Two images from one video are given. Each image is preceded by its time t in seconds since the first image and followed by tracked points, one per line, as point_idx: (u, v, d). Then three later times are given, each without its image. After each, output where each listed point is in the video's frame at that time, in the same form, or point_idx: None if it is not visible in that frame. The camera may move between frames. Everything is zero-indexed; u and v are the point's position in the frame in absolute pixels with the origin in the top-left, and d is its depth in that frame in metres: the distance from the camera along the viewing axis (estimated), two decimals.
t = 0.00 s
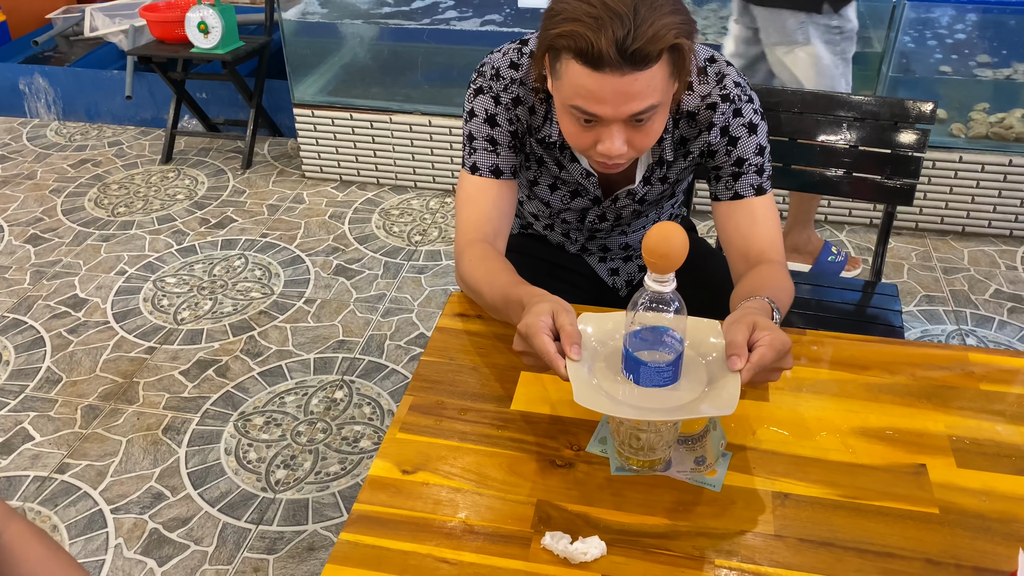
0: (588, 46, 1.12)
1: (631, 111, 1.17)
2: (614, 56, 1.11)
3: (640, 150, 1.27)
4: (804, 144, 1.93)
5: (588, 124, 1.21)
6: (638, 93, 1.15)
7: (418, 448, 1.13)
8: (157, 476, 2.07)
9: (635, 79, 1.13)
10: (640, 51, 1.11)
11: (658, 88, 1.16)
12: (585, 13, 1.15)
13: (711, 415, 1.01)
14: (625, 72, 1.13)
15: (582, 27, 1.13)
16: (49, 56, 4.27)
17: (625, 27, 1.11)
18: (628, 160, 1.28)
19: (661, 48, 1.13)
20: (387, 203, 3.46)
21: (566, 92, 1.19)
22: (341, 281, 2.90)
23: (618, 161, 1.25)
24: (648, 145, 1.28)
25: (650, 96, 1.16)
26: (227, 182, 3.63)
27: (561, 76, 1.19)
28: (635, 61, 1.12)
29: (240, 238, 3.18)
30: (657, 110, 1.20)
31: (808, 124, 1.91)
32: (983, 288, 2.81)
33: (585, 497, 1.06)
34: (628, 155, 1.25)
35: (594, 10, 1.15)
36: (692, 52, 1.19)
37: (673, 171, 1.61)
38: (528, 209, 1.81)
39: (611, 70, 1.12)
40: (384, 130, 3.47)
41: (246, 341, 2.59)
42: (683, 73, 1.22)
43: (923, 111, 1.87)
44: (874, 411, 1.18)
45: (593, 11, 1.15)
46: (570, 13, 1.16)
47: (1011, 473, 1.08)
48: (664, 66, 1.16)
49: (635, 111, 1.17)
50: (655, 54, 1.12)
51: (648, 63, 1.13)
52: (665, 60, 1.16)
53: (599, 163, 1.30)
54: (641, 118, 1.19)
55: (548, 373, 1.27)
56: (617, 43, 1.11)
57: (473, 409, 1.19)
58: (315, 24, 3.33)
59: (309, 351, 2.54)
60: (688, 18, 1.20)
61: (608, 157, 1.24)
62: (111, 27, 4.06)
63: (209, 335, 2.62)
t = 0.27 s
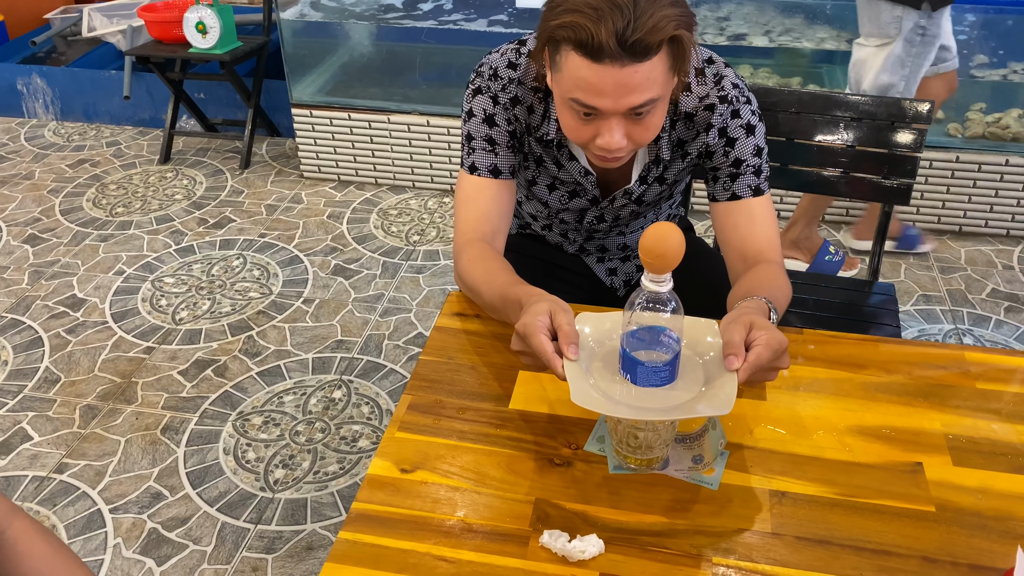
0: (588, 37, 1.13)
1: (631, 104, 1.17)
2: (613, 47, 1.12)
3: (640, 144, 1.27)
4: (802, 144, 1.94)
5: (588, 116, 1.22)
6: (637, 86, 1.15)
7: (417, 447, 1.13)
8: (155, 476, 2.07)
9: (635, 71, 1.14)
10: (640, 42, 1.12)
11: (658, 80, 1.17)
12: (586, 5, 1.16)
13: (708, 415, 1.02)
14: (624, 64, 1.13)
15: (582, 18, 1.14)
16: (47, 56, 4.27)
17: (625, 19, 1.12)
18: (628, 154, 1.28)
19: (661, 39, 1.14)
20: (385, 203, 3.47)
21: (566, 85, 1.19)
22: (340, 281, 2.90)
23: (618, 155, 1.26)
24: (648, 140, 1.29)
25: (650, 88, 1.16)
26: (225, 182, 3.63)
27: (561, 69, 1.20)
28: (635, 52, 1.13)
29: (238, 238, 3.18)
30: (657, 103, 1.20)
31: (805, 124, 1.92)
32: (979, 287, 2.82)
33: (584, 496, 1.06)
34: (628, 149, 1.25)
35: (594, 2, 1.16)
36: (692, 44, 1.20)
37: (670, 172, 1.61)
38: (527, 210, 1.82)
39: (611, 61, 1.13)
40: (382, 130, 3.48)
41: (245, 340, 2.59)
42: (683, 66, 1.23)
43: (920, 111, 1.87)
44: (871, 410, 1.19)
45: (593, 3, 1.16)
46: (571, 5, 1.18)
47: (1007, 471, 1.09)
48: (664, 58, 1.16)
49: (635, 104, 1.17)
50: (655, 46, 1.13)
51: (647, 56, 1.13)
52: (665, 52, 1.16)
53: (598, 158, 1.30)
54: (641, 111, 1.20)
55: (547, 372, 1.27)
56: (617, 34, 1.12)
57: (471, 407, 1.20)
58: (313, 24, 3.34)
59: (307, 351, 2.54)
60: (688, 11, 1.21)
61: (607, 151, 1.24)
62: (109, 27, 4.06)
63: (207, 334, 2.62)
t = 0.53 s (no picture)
0: (588, 34, 1.13)
1: (630, 102, 1.17)
2: (613, 44, 1.12)
3: (639, 144, 1.27)
4: (800, 146, 1.94)
5: (587, 115, 1.22)
6: (636, 84, 1.15)
7: (416, 447, 1.13)
8: (155, 477, 2.07)
9: (634, 68, 1.14)
10: (639, 39, 1.12)
11: (657, 78, 1.17)
12: (585, 3, 1.17)
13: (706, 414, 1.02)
14: (623, 62, 1.13)
15: (582, 16, 1.15)
16: (46, 57, 4.27)
17: (625, 17, 1.13)
18: (627, 154, 1.28)
19: (660, 37, 1.14)
20: (384, 204, 3.47)
21: (566, 83, 1.19)
22: (339, 282, 2.91)
23: (617, 155, 1.26)
24: (647, 140, 1.29)
25: (649, 87, 1.16)
26: (224, 183, 3.64)
27: (560, 67, 1.20)
28: (634, 50, 1.13)
29: (237, 239, 3.19)
30: (656, 101, 1.20)
31: (803, 125, 1.92)
32: (976, 288, 2.83)
33: (582, 495, 1.07)
34: (627, 148, 1.25)
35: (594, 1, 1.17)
36: (691, 43, 1.21)
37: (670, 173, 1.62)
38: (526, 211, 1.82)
39: (611, 59, 1.13)
40: (381, 131, 3.48)
41: (244, 341, 2.60)
42: (682, 66, 1.23)
43: (918, 112, 1.87)
44: (868, 409, 1.19)
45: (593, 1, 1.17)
46: (570, 3, 1.18)
47: (1004, 470, 1.09)
48: (662, 56, 1.17)
49: (635, 102, 1.18)
50: (654, 43, 1.13)
51: (646, 53, 1.14)
52: (664, 50, 1.17)
53: (597, 157, 1.30)
54: (640, 110, 1.20)
55: (545, 373, 1.28)
56: (616, 31, 1.13)
57: (470, 407, 1.20)
58: (312, 26, 3.34)
59: (306, 352, 2.54)
60: (687, 11, 1.22)
61: (606, 150, 1.24)
62: (108, 28, 4.07)
63: (206, 335, 2.62)
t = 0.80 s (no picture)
0: (588, 36, 1.14)
1: (630, 103, 1.18)
2: (614, 46, 1.13)
3: (639, 146, 1.28)
4: (798, 148, 1.95)
5: (588, 117, 1.22)
6: (637, 86, 1.16)
7: (417, 447, 1.14)
8: (154, 478, 2.08)
9: (635, 69, 1.15)
10: (639, 41, 1.13)
11: (657, 80, 1.18)
12: (586, 5, 1.18)
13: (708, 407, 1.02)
14: (624, 63, 1.14)
15: (583, 18, 1.16)
16: (45, 59, 4.27)
17: (625, 19, 1.14)
18: (627, 156, 1.28)
19: (660, 39, 1.15)
20: (383, 206, 3.48)
21: (566, 84, 1.20)
22: (338, 284, 2.91)
23: (617, 157, 1.26)
24: (647, 142, 1.29)
25: (650, 88, 1.17)
26: (224, 185, 3.64)
27: (561, 69, 1.21)
28: (634, 51, 1.14)
29: (236, 240, 3.19)
30: (656, 103, 1.21)
31: (801, 127, 1.93)
32: (974, 290, 2.84)
33: (582, 496, 1.07)
34: (627, 150, 1.25)
35: (595, 3, 1.18)
36: (691, 45, 1.21)
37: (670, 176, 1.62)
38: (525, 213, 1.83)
39: (611, 60, 1.14)
40: (380, 133, 3.49)
41: (243, 343, 2.60)
42: (682, 68, 1.24)
43: (916, 114, 1.87)
44: (866, 410, 1.20)
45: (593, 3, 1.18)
46: (571, 6, 1.19)
47: (1000, 470, 1.10)
48: (662, 58, 1.18)
49: (635, 104, 1.18)
50: (654, 45, 1.14)
51: (646, 55, 1.15)
52: (664, 52, 1.18)
53: (597, 159, 1.31)
54: (640, 111, 1.20)
55: (545, 373, 1.28)
56: (616, 33, 1.14)
57: (470, 408, 1.21)
58: (312, 28, 3.36)
59: (306, 353, 2.55)
60: (687, 13, 1.23)
61: (606, 152, 1.24)
62: (107, 31, 4.07)
63: (206, 337, 2.62)
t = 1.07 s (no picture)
0: (587, 32, 1.15)
1: (630, 99, 1.18)
2: (613, 42, 1.13)
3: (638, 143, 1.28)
4: (796, 149, 1.96)
5: (587, 113, 1.22)
6: (635, 81, 1.16)
7: (415, 448, 1.14)
8: (152, 480, 2.07)
9: (634, 65, 1.15)
10: (639, 35, 1.14)
11: (656, 76, 1.18)
12: None
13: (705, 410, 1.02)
14: (623, 59, 1.14)
15: (582, 13, 1.16)
16: (44, 61, 4.27)
17: (624, 14, 1.14)
18: (626, 153, 1.28)
19: (659, 34, 1.16)
20: (382, 208, 3.48)
21: (566, 81, 1.20)
22: (336, 285, 2.91)
23: (616, 153, 1.26)
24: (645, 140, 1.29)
25: (649, 84, 1.17)
26: (222, 187, 3.64)
27: (560, 65, 1.21)
28: (633, 47, 1.14)
29: (235, 242, 3.19)
30: (655, 99, 1.21)
31: (799, 129, 1.93)
32: (972, 291, 2.84)
33: (580, 496, 1.07)
34: (626, 147, 1.25)
35: None
36: (690, 41, 1.22)
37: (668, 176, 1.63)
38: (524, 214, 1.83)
39: (610, 56, 1.14)
40: (378, 135, 3.49)
41: (241, 345, 2.60)
42: (681, 64, 1.24)
43: (914, 115, 1.87)
44: (864, 411, 1.20)
45: None
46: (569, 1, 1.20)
47: (998, 470, 1.10)
48: (661, 54, 1.18)
49: (635, 99, 1.18)
50: (653, 40, 1.15)
51: (645, 51, 1.15)
52: (662, 48, 1.18)
53: (596, 156, 1.31)
54: (639, 107, 1.20)
55: (544, 375, 1.28)
56: (616, 28, 1.14)
57: (469, 409, 1.21)
58: (309, 30, 3.35)
59: (304, 355, 2.54)
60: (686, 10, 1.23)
61: (605, 148, 1.24)
62: (105, 33, 4.08)
63: (204, 339, 2.62)
